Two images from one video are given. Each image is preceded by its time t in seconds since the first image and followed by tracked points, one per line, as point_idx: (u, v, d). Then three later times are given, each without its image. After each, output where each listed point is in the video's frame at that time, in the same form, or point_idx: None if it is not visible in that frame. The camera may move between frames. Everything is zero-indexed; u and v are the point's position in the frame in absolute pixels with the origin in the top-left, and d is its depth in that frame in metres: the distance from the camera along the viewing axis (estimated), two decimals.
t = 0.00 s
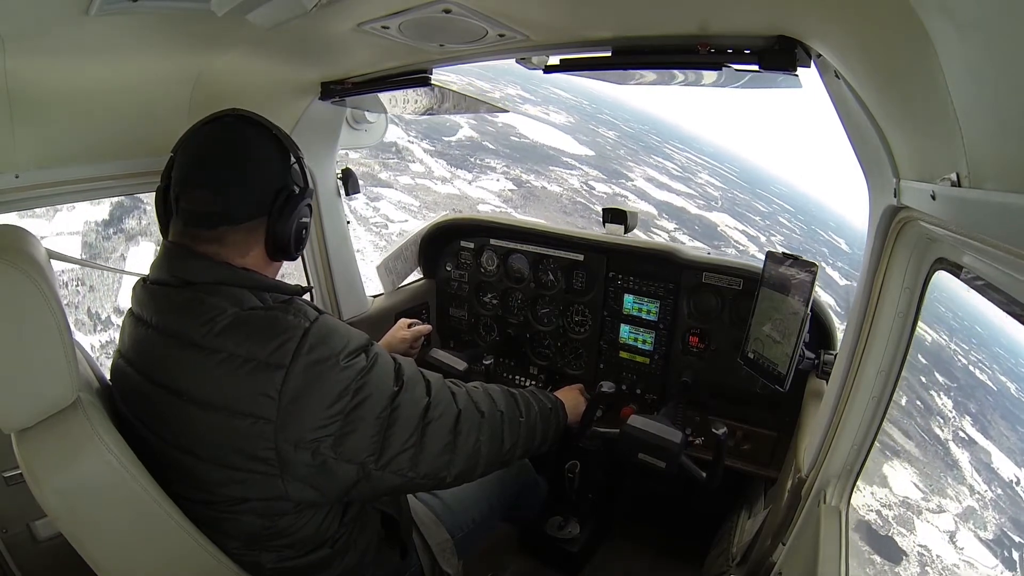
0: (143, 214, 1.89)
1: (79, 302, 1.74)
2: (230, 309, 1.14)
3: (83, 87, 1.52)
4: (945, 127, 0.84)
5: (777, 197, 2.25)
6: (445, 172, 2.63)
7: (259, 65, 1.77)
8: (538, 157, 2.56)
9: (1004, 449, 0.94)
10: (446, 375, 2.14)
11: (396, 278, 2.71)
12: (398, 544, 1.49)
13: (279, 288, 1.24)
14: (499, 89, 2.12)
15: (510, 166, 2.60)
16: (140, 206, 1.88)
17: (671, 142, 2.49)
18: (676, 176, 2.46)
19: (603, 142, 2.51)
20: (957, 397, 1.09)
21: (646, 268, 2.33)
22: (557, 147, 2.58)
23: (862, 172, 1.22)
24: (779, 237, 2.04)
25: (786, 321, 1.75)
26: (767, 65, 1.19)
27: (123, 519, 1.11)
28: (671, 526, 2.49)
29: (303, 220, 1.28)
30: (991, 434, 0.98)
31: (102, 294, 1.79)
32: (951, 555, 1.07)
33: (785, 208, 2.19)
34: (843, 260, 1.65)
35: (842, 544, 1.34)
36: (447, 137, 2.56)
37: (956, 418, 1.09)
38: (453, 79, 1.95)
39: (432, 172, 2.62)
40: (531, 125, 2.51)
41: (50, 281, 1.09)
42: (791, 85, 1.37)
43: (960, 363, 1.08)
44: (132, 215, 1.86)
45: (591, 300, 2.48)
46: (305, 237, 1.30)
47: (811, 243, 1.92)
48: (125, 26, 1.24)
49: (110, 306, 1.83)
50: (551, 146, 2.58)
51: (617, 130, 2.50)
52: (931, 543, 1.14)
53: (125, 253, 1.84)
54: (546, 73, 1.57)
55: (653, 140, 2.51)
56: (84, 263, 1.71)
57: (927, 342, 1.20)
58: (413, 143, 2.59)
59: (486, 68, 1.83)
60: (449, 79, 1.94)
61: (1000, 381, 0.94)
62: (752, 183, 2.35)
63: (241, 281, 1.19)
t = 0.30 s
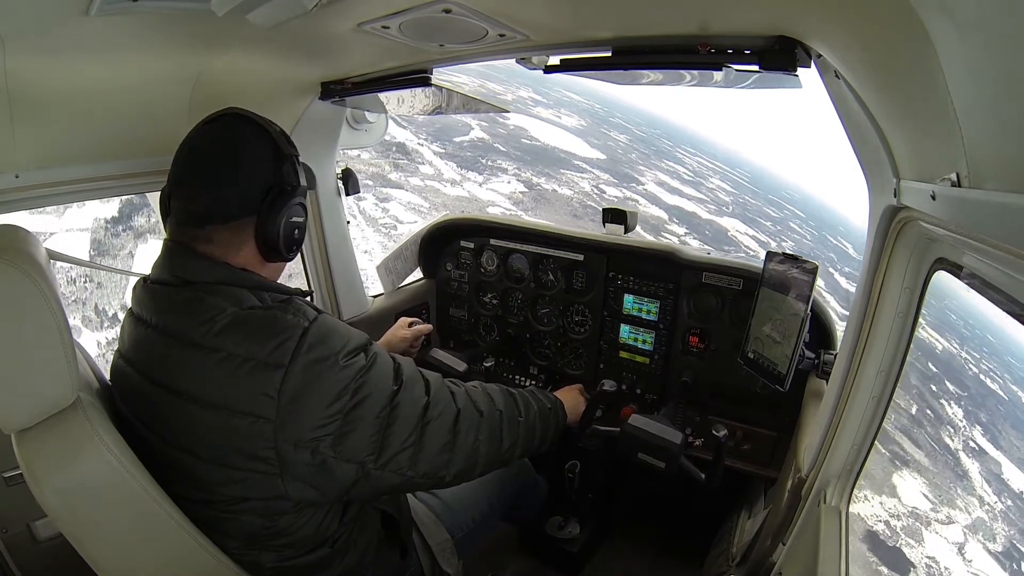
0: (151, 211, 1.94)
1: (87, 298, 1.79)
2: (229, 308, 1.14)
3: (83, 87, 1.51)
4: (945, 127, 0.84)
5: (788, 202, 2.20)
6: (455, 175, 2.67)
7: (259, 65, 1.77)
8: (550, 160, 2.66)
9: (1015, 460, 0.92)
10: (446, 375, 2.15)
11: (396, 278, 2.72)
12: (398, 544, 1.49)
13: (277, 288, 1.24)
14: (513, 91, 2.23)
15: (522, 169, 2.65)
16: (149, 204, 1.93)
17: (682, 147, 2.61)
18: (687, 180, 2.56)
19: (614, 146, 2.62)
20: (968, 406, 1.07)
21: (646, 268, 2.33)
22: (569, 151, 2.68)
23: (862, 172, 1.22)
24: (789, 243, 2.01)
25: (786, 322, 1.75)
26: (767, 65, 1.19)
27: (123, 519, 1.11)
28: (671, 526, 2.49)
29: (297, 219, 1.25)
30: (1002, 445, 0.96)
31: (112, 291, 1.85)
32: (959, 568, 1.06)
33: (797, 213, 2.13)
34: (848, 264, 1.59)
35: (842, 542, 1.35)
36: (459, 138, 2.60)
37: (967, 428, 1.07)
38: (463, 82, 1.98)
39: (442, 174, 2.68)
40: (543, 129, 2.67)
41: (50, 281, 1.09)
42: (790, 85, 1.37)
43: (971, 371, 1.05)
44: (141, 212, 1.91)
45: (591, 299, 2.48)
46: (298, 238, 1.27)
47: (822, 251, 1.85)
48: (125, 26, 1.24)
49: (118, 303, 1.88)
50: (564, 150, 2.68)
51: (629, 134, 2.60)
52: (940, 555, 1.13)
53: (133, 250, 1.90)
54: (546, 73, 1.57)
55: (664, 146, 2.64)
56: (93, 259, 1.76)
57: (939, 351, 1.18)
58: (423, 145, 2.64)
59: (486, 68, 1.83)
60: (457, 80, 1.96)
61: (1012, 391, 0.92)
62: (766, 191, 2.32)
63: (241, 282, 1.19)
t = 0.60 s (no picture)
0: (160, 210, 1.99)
1: (94, 295, 1.82)
2: (229, 308, 1.14)
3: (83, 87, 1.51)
4: (945, 128, 0.84)
5: (800, 208, 2.12)
6: (465, 177, 2.69)
7: (260, 65, 1.77)
8: (561, 162, 2.68)
9: None
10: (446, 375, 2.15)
11: (396, 278, 2.72)
12: (398, 544, 1.49)
13: (277, 288, 1.23)
14: (524, 93, 2.33)
15: (533, 172, 2.69)
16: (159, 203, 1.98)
17: (694, 151, 2.62)
18: (699, 184, 2.55)
19: (626, 150, 2.65)
20: (978, 417, 1.05)
21: (646, 268, 2.33)
22: (580, 154, 2.69)
23: (862, 172, 1.22)
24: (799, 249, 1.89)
25: (786, 322, 1.75)
26: (767, 65, 1.19)
27: (123, 519, 1.11)
28: (671, 526, 2.49)
29: (267, 223, 1.18)
30: (1012, 457, 0.95)
31: (119, 288, 1.88)
32: None
33: (808, 219, 2.03)
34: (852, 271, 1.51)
35: (842, 544, 1.35)
36: (474, 139, 2.65)
37: (977, 438, 1.05)
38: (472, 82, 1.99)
39: (452, 176, 2.69)
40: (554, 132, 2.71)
41: (51, 281, 1.09)
42: (790, 85, 1.37)
43: (981, 382, 1.03)
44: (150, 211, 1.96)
45: (591, 300, 2.47)
46: (267, 243, 1.20)
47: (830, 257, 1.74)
48: (126, 26, 1.24)
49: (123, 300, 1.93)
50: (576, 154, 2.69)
51: (640, 138, 2.62)
52: (948, 568, 1.13)
53: (142, 247, 1.95)
54: (546, 73, 1.57)
55: (676, 150, 2.64)
56: (100, 256, 1.80)
57: (950, 360, 1.15)
58: (432, 148, 2.64)
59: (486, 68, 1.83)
60: (465, 81, 1.96)
61: None
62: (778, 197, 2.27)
63: (242, 281, 1.19)
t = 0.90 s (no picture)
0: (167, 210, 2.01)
1: (102, 292, 1.83)
2: (229, 307, 1.14)
3: (84, 87, 1.51)
4: (945, 128, 0.84)
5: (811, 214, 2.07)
6: (476, 180, 2.65)
7: (260, 65, 1.77)
8: (571, 166, 2.54)
9: None
10: (446, 375, 2.14)
11: (396, 278, 2.72)
12: (398, 544, 1.49)
13: (276, 288, 1.23)
14: (534, 96, 2.37)
15: (543, 175, 2.60)
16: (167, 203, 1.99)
17: (706, 156, 2.45)
18: (710, 191, 2.41)
19: (637, 154, 2.49)
20: (990, 428, 1.02)
21: (646, 268, 2.33)
22: (591, 158, 2.52)
23: (862, 172, 1.22)
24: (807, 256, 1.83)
25: (786, 322, 1.75)
26: (767, 65, 1.19)
27: (123, 519, 1.11)
28: (671, 526, 2.49)
29: (254, 227, 1.17)
30: None
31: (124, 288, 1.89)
32: None
33: (819, 225, 1.97)
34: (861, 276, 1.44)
35: (842, 546, 1.34)
36: (484, 141, 2.56)
37: (988, 450, 1.03)
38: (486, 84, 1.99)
39: (462, 179, 2.66)
40: (565, 136, 2.58)
41: (51, 281, 1.09)
42: (789, 85, 1.37)
43: (993, 393, 1.00)
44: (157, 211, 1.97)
45: (591, 300, 2.47)
46: (255, 248, 1.18)
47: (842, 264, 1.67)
48: (126, 26, 1.24)
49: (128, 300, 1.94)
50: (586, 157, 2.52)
51: (652, 142, 2.48)
52: None
53: (150, 246, 1.97)
54: (546, 73, 1.57)
55: (687, 154, 2.49)
56: (109, 253, 1.81)
57: (961, 369, 1.11)
58: (442, 151, 2.63)
59: (486, 68, 1.83)
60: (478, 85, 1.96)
61: None
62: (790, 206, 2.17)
63: (240, 281, 1.19)
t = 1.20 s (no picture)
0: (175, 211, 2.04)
1: (109, 290, 1.85)
2: (229, 307, 1.14)
3: (84, 86, 1.51)
4: (944, 127, 0.84)
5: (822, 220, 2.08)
6: (487, 183, 2.71)
7: (260, 65, 1.77)
8: (584, 170, 2.65)
9: None
10: (446, 375, 2.14)
11: (396, 278, 2.72)
12: (398, 544, 1.49)
13: (276, 289, 1.23)
14: (549, 102, 2.65)
15: (554, 178, 2.67)
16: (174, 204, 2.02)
17: (717, 163, 2.68)
18: (722, 197, 2.54)
19: (649, 159, 2.66)
20: (1002, 439, 0.97)
21: (646, 268, 2.33)
22: (603, 162, 2.67)
23: (862, 173, 1.22)
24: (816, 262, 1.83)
25: (787, 322, 1.75)
26: (767, 65, 1.19)
27: (123, 519, 1.11)
28: (671, 526, 2.49)
29: (253, 228, 1.16)
30: None
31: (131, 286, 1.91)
32: None
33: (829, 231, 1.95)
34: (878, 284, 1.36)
35: (842, 546, 1.34)
36: (496, 144, 2.70)
37: (999, 461, 0.98)
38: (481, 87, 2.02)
39: (473, 182, 2.72)
40: (579, 142, 2.75)
41: (51, 281, 1.09)
42: (790, 85, 1.37)
43: (1005, 404, 0.95)
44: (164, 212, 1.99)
45: (591, 299, 2.48)
46: (253, 249, 1.18)
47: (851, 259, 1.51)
48: (126, 26, 1.24)
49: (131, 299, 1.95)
50: (599, 162, 2.67)
51: (663, 147, 2.68)
52: None
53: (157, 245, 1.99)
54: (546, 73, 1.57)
55: (698, 160, 2.71)
56: (117, 252, 1.83)
57: (972, 379, 1.06)
58: (454, 154, 2.72)
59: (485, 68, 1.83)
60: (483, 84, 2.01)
61: None
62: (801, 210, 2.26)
63: (238, 281, 1.19)
